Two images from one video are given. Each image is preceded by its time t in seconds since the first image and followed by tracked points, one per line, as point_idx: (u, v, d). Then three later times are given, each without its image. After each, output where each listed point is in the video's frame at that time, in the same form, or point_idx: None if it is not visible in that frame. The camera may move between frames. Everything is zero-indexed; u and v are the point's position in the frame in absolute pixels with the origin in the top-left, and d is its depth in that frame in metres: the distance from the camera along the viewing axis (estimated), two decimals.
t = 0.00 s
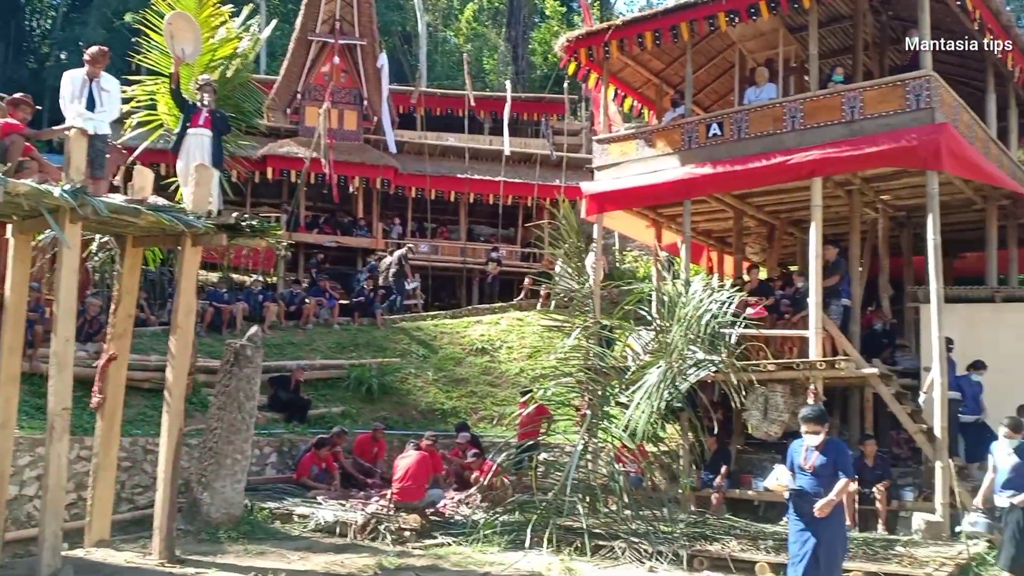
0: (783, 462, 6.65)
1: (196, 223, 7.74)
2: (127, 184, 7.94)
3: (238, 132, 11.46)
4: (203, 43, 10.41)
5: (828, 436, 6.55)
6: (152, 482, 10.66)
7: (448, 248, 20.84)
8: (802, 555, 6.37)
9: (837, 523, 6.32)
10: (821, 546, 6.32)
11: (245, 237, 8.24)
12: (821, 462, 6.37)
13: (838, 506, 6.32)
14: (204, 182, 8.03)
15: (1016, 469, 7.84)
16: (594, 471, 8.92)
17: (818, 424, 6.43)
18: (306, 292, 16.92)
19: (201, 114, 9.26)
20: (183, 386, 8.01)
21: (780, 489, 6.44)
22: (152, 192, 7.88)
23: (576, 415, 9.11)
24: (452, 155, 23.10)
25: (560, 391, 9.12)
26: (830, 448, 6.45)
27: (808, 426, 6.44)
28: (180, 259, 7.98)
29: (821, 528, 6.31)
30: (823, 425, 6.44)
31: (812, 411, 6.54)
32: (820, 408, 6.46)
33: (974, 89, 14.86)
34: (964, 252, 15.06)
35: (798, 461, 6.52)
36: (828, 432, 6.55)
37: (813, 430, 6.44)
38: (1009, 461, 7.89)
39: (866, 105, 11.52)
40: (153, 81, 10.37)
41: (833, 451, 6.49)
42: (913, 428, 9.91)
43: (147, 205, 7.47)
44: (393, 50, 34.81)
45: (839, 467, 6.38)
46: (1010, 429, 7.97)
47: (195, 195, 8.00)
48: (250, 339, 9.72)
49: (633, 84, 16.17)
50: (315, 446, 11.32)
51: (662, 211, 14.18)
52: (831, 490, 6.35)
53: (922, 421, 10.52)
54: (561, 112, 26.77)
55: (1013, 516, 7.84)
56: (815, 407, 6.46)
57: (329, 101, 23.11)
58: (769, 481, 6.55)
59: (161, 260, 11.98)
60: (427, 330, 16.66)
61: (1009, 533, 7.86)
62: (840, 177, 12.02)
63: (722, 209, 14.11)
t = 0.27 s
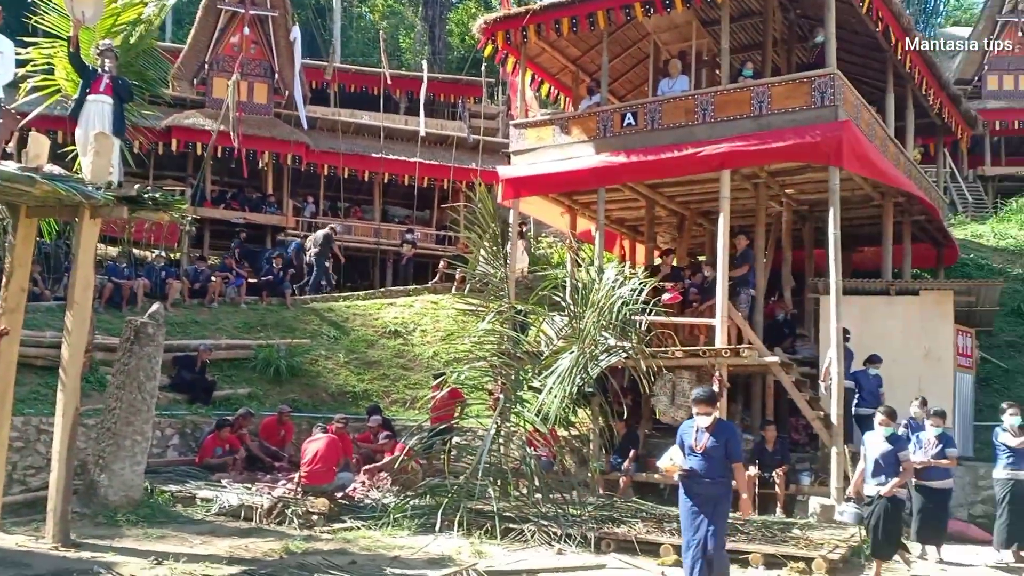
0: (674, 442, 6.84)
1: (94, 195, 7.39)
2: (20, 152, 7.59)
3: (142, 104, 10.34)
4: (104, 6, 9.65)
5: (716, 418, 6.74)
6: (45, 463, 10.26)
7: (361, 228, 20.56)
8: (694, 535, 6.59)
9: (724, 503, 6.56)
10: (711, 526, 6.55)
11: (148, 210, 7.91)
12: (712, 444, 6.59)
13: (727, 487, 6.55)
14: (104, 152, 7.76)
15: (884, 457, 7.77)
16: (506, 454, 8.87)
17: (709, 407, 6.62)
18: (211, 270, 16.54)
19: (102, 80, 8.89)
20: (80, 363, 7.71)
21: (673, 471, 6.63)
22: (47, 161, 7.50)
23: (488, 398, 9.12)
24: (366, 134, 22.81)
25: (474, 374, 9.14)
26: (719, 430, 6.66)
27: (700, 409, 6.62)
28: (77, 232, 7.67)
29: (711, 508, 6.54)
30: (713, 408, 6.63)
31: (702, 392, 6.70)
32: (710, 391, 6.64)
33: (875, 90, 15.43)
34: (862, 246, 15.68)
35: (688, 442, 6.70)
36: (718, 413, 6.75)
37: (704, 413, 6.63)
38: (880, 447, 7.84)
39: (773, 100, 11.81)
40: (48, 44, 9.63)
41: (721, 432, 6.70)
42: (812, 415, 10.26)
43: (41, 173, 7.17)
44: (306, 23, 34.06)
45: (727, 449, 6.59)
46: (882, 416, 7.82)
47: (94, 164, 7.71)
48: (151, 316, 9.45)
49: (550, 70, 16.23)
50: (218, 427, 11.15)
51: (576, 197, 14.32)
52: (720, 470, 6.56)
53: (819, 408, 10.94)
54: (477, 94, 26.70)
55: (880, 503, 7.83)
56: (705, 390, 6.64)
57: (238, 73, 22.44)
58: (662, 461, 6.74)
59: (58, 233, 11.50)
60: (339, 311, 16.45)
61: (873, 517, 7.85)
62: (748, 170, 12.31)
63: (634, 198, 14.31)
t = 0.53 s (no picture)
0: (614, 432, 6.75)
1: (32, 173, 7.21)
2: None
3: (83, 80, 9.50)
4: None
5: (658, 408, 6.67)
6: None
7: (309, 213, 20.37)
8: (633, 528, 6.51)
9: (666, 495, 6.48)
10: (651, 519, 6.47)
11: (87, 190, 7.68)
12: (655, 434, 6.51)
13: (667, 478, 6.49)
14: (43, 130, 7.70)
15: (809, 444, 7.73)
16: (455, 442, 8.82)
17: (653, 396, 6.54)
18: (154, 253, 16.26)
19: (40, 55, 8.46)
20: (17, 349, 7.51)
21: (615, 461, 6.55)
22: None
23: (438, 385, 9.08)
24: (315, 117, 22.57)
25: (424, 361, 9.11)
26: (662, 421, 6.58)
27: (644, 398, 6.53)
28: (14, 213, 7.50)
29: (652, 501, 6.46)
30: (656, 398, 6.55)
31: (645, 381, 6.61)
32: (654, 380, 6.54)
33: (820, 86, 15.71)
34: (806, 240, 16.00)
35: (629, 432, 6.61)
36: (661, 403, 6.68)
37: (649, 403, 6.55)
38: (806, 433, 7.81)
39: (721, 94, 11.95)
40: None
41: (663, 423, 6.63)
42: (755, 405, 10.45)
43: None
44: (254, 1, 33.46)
45: (669, 440, 6.53)
46: (810, 403, 7.76)
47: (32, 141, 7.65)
48: (92, 298, 9.16)
49: (502, 57, 16.16)
50: (160, 413, 11.03)
51: (527, 186, 14.37)
52: (661, 461, 6.50)
53: (762, 398, 11.15)
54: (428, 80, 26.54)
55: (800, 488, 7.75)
56: (648, 378, 6.54)
57: (182, 50, 21.94)
58: (602, 451, 6.67)
59: None
60: (286, 297, 16.28)
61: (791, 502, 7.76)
62: (696, 162, 12.44)
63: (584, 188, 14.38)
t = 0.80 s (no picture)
0: (589, 425, 6.78)
1: None
2: None
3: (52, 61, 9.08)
4: None
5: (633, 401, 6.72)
6: None
7: (285, 201, 20.31)
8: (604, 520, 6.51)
9: (638, 488, 6.50)
10: (622, 513, 6.49)
11: (58, 175, 7.55)
12: (629, 426, 6.56)
13: (639, 471, 6.50)
14: (10, 113, 7.71)
15: (764, 439, 7.72)
16: (431, 432, 8.91)
17: (629, 388, 6.57)
18: (125, 239, 16.10)
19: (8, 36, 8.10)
20: None
21: (587, 453, 6.57)
22: None
23: (414, 376, 9.13)
24: (289, 104, 22.38)
25: (399, 352, 9.14)
26: (637, 414, 6.62)
27: (621, 389, 6.56)
28: None
29: (624, 493, 6.48)
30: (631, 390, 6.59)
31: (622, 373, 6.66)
32: (630, 372, 6.59)
33: (794, 80, 15.83)
34: (779, 234, 16.16)
35: (603, 425, 6.65)
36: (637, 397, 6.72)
37: (624, 395, 6.58)
38: (760, 427, 7.79)
39: (697, 88, 12.01)
40: None
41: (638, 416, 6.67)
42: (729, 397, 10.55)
43: None
44: None
45: (643, 432, 6.57)
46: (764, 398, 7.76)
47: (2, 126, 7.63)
48: (63, 284, 8.87)
49: (479, 46, 16.08)
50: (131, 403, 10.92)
51: (503, 177, 14.38)
52: (635, 454, 6.53)
53: (736, 390, 11.25)
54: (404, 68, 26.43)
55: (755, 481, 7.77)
56: (625, 370, 6.59)
57: (154, 34, 21.65)
58: (575, 444, 6.68)
59: None
60: (260, 285, 16.17)
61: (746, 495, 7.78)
62: (672, 155, 12.50)
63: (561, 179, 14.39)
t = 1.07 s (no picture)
0: (576, 418, 6.48)
1: None
2: None
3: (42, 47, 9.06)
4: None
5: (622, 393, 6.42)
6: None
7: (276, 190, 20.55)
8: (590, 516, 6.12)
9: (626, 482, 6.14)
10: (609, 509, 6.10)
11: (48, 163, 7.52)
12: (618, 417, 6.25)
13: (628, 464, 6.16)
14: None
15: (744, 431, 7.63)
16: (423, 424, 8.78)
17: (619, 376, 6.26)
18: (116, 228, 16.03)
19: None
20: None
21: (574, 445, 6.27)
22: None
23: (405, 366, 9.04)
24: (282, 93, 22.29)
25: (392, 343, 9.08)
26: (626, 405, 6.31)
27: (610, 377, 6.27)
28: None
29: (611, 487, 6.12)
30: (621, 379, 6.29)
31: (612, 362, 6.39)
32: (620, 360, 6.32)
33: (789, 73, 15.84)
34: (773, 226, 16.19)
35: (591, 416, 6.35)
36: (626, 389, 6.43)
37: (613, 385, 6.30)
38: (740, 420, 7.70)
39: (692, 79, 11.97)
40: None
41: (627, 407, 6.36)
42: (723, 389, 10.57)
43: None
44: None
45: (632, 423, 6.26)
46: (743, 390, 7.71)
47: None
48: (53, 273, 8.80)
49: (473, 37, 16.01)
50: (122, 393, 10.89)
51: (497, 168, 14.31)
52: (624, 446, 6.20)
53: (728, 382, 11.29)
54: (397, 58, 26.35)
55: (738, 472, 7.63)
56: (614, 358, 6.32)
57: (145, 21, 21.50)
58: (562, 438, 6.39)
59: None
60: (252, 275, 16.12)
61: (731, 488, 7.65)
62: (666, 146, 12.47)
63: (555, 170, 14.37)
